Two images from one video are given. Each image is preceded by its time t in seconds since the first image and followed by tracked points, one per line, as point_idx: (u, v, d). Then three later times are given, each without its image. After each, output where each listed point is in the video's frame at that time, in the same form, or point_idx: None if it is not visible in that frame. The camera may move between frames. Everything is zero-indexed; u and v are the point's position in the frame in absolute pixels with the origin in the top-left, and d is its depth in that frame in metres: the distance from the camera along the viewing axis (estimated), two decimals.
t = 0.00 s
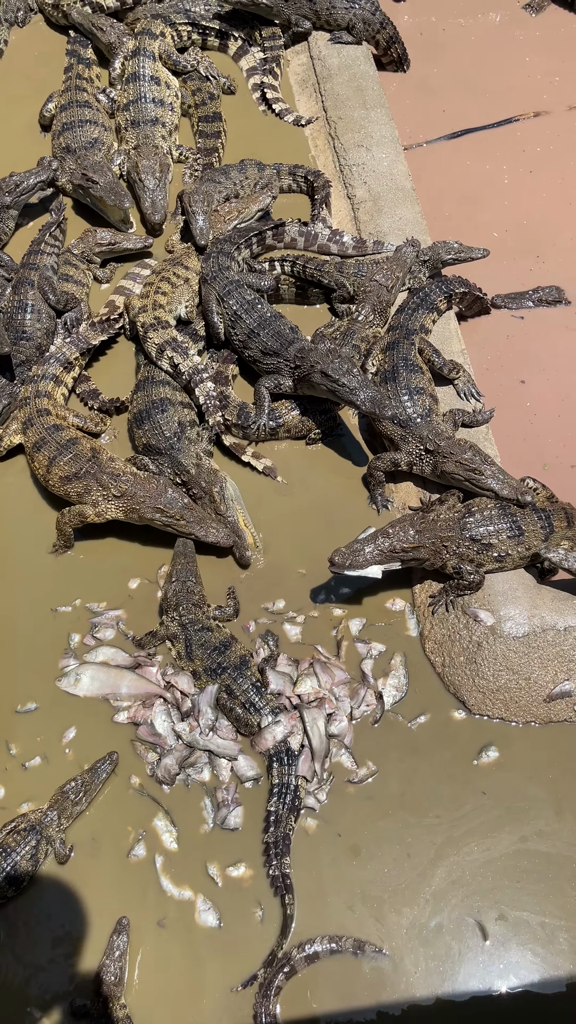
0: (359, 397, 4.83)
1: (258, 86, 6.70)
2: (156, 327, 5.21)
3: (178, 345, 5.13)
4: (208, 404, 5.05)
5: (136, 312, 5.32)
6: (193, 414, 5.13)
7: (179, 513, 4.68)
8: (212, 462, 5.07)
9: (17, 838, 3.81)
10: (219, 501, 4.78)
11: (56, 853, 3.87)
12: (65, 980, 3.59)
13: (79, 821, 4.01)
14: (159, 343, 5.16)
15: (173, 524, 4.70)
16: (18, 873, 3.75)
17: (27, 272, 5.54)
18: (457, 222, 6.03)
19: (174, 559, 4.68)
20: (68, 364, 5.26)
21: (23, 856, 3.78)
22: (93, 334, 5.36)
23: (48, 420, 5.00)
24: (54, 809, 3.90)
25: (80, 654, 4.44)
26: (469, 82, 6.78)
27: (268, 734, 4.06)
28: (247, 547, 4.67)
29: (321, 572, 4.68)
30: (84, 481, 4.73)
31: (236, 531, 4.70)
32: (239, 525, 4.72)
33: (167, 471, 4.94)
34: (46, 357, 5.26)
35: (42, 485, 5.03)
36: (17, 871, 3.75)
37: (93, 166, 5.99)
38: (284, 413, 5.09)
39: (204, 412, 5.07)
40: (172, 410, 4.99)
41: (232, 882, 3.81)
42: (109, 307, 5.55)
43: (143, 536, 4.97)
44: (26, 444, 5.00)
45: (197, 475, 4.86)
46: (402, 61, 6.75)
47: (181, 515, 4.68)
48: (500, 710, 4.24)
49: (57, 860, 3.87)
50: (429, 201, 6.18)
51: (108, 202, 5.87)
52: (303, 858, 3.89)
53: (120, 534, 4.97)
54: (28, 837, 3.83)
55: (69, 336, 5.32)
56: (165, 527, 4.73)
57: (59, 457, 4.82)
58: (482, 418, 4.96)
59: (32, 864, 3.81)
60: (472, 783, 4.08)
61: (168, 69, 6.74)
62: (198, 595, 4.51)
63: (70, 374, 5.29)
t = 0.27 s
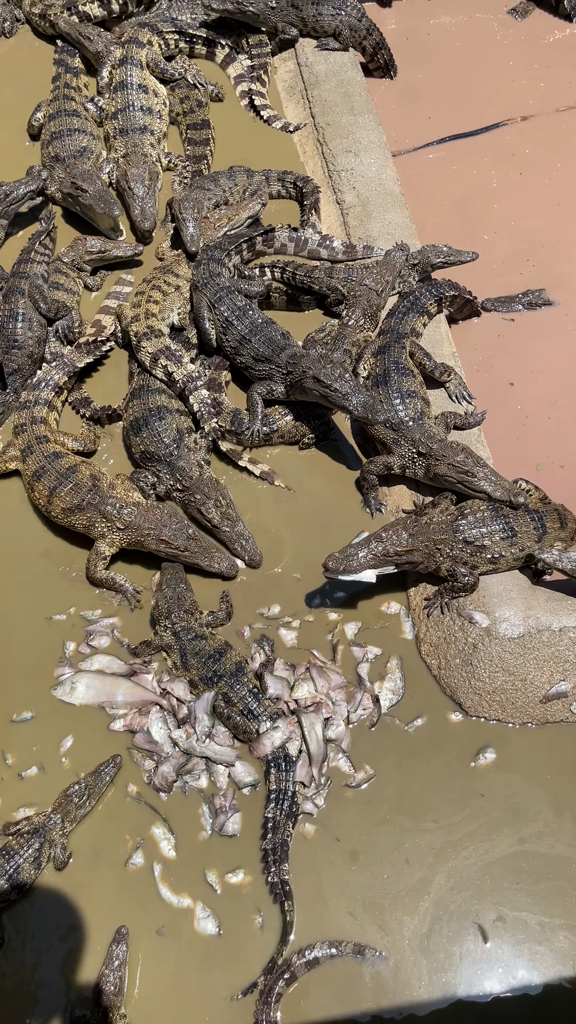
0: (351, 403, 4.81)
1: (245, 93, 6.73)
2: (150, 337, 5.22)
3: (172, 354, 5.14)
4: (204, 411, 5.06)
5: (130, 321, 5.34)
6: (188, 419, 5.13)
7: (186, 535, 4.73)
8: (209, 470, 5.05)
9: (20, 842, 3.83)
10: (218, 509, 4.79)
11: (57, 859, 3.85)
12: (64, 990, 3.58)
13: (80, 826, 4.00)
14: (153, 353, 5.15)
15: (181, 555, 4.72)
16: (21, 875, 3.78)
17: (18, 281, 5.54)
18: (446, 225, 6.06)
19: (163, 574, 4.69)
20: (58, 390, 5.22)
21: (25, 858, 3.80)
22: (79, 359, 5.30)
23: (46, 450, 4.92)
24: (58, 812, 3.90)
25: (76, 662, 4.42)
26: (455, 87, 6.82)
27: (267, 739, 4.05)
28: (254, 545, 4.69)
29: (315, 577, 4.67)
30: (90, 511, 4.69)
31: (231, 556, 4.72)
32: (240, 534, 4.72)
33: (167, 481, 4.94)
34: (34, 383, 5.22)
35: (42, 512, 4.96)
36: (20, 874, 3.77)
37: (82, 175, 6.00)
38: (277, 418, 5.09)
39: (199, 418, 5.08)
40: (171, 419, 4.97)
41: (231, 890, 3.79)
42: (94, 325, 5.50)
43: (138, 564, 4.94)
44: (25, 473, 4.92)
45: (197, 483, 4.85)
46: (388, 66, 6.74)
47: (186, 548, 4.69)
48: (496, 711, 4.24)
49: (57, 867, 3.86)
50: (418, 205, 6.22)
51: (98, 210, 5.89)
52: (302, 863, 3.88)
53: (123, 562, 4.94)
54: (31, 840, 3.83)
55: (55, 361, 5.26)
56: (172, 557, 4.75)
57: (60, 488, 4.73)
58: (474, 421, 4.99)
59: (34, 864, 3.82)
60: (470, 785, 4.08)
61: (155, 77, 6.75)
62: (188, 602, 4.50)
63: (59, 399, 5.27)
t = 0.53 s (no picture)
0: (346, 408, 4.82)
1: (238, 99, 6.75)
2: (144, 343, 5.21)
3: (166, 360, 5.14)
4: (198, 418, 5.05)
5: (123, 329, 5.31)
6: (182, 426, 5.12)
7: (185, 549, 4.64)
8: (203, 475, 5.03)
9: (23, 841, 3.80)
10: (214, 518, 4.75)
11: (57, 862, 3.83)
12: (61, 998, 3.56)
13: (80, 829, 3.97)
14: (147, 360, 5.16)
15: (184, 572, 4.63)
16: (23, 875, 3.74)
17: (12, 288, 5.53)
18: (439, 230, 6.07)
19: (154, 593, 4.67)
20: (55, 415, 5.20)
21: (28, 858, 3.77)
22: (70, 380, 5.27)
23: (57, 477, 4.84)
24: (60, 812, 3.88)
25: (72, 670, 4.40)
26: (447, 93, 6.84)
27: (268, 747, 4.02)
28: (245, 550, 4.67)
29: (311, 582, 4.66)
30: (109, 533, 4.65)
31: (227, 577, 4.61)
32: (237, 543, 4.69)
33: (163, 486, 4.89)
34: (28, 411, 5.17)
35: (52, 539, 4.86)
36: (22, 874, 3.74)
37: (76, 182, 6.00)
38: (272, 423, 5.08)
39: (194, 425, 5.07)
40: (166, 425, 4.97)
41: (229, 896, 3.78)
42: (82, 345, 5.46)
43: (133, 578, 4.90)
44: (36, 501, 4.82)
45: (193, 490, 4.83)
46: (380, 72, 6.83)
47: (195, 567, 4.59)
48: (493, 714, 4.24)
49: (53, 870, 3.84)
50: (411, 209, 6.21)
51: (92, 217, 5.89)
52: (300, 869, 3.86)
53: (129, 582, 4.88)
54: (34, 840, 3.80)
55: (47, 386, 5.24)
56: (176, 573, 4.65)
57: (78, 513, 4.67)
58: (469, 425, 5.00)
59: (36, 866, 3.79)
60: (467, 788, 4.07)
61: (148, 84, 6.77)
62: (174, 610, 4.49)
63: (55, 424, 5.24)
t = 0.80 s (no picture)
0: (346, 410, 4.81)
1: (238, 103, 6.76)
2: (146, 348, 5.22)
3: (168, 362, 5.16)
4: (202, 420, 5.09)
5: (125, 333, 5.32)
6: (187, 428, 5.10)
7: (187, 553, 4.66)
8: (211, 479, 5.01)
9: (28, 837, 3.86)
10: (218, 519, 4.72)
11: (58, 858, 3.86)
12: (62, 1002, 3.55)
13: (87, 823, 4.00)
14: (149, 364, 5.17)
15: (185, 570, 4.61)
16: (28, 871, 3.78)
17: (13, 292, 5.53)
18: (440, 233, 6.08)
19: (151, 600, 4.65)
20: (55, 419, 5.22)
21: (32, 854, 3.82)
22: (69, 383, 5.27)
23: (61, 478, 4.88)
24: (64, 808, 3.93)
25: (73, 673, 4.40)
26: (447, 96, 6.86)
27: (271, 751, 4.03)
28: (243, 556, 4.62)
29: (312, 584, 4.66)
30: (115, 533, 4.70)
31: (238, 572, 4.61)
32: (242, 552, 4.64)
33: (169, 486, 4.83)
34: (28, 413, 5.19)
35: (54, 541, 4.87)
36: (26, 869, 3.78)
37: (77, 186, 6.01)
38: (273, 428, 5.10)
39: (198, 428, 5.09)
40: (173, 428, 4.96)
41: (231, 899, 3.77)
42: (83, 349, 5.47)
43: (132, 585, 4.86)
44: (38, 501, 4.85)
45: (201, 490, 4.80)
46: (381, 77, 6.89)
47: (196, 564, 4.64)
48: (494, 717, 4.23)
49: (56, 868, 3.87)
50: (411, 212, 6.23)
51: (92, 220, 5.92)
52: (302, 872, 3.86)
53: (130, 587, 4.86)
54: (38, 836, 3.86)
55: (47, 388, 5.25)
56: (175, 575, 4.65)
57: (82, 513, 4.72)
58: (469, 427, 4.99)
59: (40, 862, 3.83)
60: (469, 791, 4.07)
61: (149, 88, 6.79)
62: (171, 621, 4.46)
63: (56, 429, 5.27)
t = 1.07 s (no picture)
0: (351, 415, 4.82)
1: (243, 106, 6.79)
2: (152, 351, 5.24)
3: (174, 366, 5.18)
4: (210, 422, 5.12)
5: (132, 337, 5.35)
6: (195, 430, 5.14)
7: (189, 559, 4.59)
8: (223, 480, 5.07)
9: (33, 829, 3.91)
10: (240, 519, 4.72)
11: (61, 850, 3.90)
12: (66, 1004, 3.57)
13: (92, 811, 4.04)
14: (155, 366, 5.18)
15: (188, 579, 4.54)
16: (34, 863, 3.84)
17: (20, 295, 5.59)
18: (444, 236, 6.10)
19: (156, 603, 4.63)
20: (58, 420, 5.24)
21: (37, 846, 3.87)
22: (73, 385, 5.29)
23: (65, 479, 4.92)
24: (67, 799, 3.97)
25: (78, 674, 4.42)
26: (452, 100, 6.87)
27: (276, 754, 4.04)
28: (266, 550, 4.65)
29: (316, 587, 4.67)
30: (119, 535, 4.71)
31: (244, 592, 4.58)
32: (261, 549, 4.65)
33: (182, 488, 4.86)
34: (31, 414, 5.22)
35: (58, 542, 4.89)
36: (33, 861, 3.84)
37: (83, 188, 6.03)
38: (279, 429, 5.07)
39: (205, 430, 5.11)
40: (183, 429, 4.99)
41: (235, 901, 3.78)
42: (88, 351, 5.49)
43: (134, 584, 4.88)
44: (43, 503, 4.87)
45: (213, 491, 4.82)
46: (386, 79, 6.88)
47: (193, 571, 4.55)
48: (498, 720, 4.24)
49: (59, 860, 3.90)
50: (416, 215, 6.24)
51: (98, 223, 5.95)
52: (306, 875, 3.86)
53: (134, 587, 4.88)
54: (42, 828, 3.91)
55: (50, 389, 5.28)
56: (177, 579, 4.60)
57: (87, 514, 4.74)
58: (474, 430, 4.98)
59: (46, 853, 3.88)
60: (473, 795, 4.08)
61: (154, 92, 6.82)
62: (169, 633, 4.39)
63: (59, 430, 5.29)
